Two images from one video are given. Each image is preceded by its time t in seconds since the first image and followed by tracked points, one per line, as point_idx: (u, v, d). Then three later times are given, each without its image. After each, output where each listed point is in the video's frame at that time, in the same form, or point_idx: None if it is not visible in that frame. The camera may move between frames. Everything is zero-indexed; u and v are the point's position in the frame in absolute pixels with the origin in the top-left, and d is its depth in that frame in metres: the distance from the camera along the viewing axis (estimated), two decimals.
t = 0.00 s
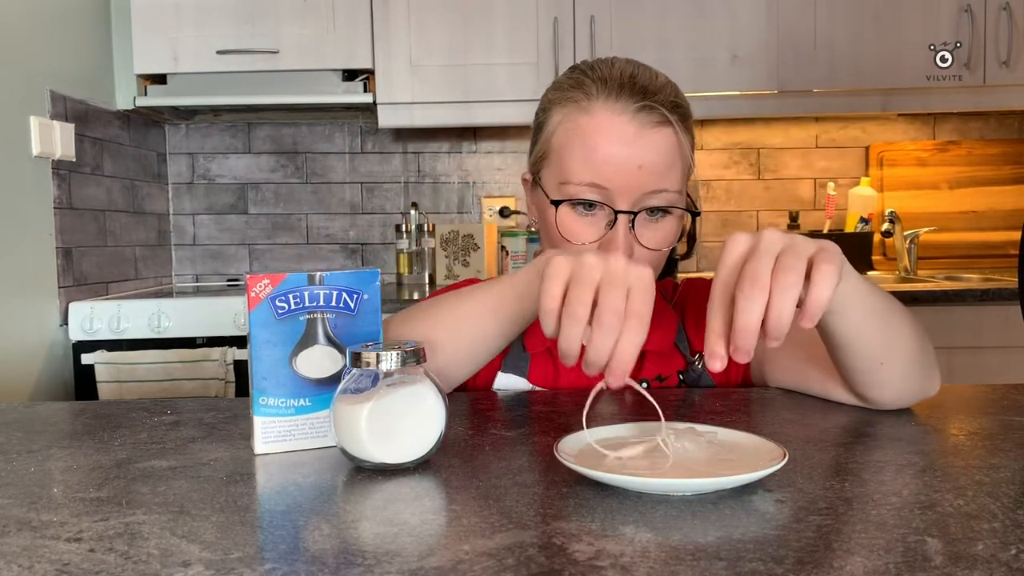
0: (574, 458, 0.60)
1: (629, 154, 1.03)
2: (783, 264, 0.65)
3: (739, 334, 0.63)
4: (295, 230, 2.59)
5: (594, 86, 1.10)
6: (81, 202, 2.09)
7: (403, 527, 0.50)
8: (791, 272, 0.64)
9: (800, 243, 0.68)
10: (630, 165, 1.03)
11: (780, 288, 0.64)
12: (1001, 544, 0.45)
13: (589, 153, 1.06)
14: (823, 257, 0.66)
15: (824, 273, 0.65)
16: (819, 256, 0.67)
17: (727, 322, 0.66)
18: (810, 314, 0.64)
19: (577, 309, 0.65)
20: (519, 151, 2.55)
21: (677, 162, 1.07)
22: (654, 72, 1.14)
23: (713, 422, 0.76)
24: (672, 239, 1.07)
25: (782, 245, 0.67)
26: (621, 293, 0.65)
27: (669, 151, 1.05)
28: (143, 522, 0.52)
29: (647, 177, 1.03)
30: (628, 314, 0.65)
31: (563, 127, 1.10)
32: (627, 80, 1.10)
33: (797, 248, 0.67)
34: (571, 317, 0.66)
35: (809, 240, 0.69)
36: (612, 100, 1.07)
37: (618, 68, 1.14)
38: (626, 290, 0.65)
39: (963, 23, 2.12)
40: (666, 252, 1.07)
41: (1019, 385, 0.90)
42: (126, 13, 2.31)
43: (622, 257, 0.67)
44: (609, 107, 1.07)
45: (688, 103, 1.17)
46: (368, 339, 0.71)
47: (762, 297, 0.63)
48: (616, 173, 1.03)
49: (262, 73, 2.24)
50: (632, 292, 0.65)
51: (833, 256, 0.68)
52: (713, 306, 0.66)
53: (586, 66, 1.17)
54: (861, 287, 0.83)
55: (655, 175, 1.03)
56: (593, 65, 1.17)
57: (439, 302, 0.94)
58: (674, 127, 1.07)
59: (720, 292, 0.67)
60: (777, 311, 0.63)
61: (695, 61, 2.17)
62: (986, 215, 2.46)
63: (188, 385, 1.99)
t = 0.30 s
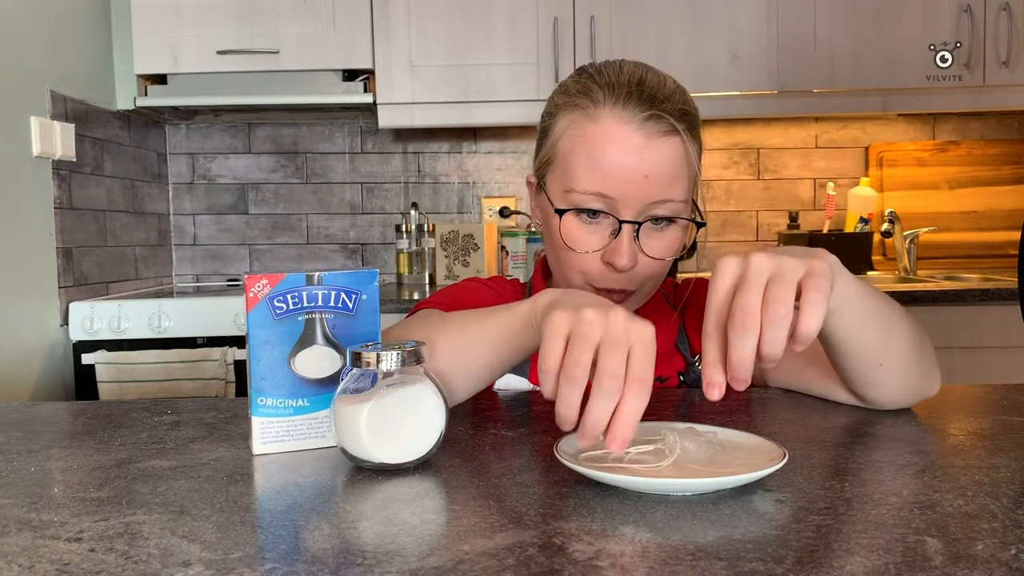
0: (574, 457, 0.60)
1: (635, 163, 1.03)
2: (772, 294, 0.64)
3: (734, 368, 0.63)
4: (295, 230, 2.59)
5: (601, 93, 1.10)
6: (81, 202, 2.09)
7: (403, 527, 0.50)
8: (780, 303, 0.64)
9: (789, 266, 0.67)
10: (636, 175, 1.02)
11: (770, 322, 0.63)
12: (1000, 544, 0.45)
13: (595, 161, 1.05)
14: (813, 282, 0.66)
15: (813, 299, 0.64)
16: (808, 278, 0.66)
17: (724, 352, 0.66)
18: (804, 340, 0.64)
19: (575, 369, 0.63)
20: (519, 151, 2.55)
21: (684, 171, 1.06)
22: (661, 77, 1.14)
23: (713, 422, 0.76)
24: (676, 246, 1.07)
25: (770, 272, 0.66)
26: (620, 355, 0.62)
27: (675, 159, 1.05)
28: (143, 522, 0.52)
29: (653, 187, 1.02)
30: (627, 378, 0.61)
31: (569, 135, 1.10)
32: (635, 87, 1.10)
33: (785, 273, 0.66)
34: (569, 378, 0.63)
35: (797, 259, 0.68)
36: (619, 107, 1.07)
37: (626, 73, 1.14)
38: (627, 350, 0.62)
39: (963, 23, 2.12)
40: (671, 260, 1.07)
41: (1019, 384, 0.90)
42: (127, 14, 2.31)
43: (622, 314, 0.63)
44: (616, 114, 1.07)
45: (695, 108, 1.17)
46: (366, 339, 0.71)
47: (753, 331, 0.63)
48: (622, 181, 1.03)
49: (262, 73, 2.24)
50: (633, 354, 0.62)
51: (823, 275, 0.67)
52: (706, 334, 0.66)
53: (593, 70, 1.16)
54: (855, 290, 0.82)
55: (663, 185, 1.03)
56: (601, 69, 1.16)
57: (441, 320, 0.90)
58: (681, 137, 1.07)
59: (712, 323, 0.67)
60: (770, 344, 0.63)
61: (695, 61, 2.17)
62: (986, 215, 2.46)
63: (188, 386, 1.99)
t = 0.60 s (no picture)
0: (575, 458, 0.60)
1: (635, 165, 1.03)
2: (776, 279, 0.65)
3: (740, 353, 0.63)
4: (296, 230, 2.59)
5: (602, 94, 1.10)
6: (81, 202, 2.09)
7: (403, 527, 0.50)
8: (785, 287, 0.64)
9: (791, 253, 0.67)
10: (636, 178, 1.02)
11: (775, 306, 0.63)
12: (1001, 544, 0.45)
13: (595, 164, 1.05)
14: (816, 269, 0.66)
15: (816, 284, 0.64)
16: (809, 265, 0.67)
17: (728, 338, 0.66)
18: (808, 325, 0.64)
19: (606, 391, 0.60)
20: (519, 151, 2.55)
21: (685, 173, 1.06)
22: (662, 77, 1.14)
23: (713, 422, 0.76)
24: (678, 248, 1.07)
25: (773, 258, 0.67)
26: (641, 363, 0.61)
27: (676, 162, 1.05)
28: (143, 522, 0.52)
29: (653, 190, 1.02)
30: (653, 386, 0.60)
31: (570, 138, 1.10)
32: (636, 88, 1.10)
33: (787, 260, 0.67)
34: (601, 401, 0.60)
35: (798, 247, 0.69)
36: (620, 109, 1.07)
37: (627, 74, 1.13)
38: (645, 357, 0.61)
39: (963, 23, 2.12)
40: (673, 261, 1.07)
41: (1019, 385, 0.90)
42: (127, 14, 2.31)
43: (632, 318, 0.63)
44: (617, 117, 1.07)
45: (697, 108, 1.17)
46: (366, 339, 0.71)
47: (758, 315, 0.63)
48: (622, 184, 1.03)
49: (262, 73, 2.24)
50: (651, 357, 0.61)
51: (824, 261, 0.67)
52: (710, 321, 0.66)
53: (594, 71, 1.16)
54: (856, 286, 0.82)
55: (663, 188, 1.03)
56: (602, 70, 1.16)
57: (442, 318, 0.90)
58: (682, 138, 1.06)
59: (716, 309, 0.66)
60: (776, 327, 0.63)
61: (695, 61, 2.17)
62: (986, 215, 2.46)
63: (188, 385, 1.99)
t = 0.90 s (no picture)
0: (575, 458, 0.60)
1: (636, 165, 1.03)
2: (781, 270, 0.65)
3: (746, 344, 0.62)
4: (296, 230, 2.59)
5: (604, 94, 1.10)
6: (81, 202, 2.09)
7: (403, 527, 0.50)
8: (791, 279, 0.64)
9: (797, 246, 0.68)
10: (638, 178, 1.02)
11: (781, 297, 0.63)
12: (1001, 544, 0.45)
13: (597, 164, 1.05)
14: (821, 261, 0.66)
15: (822, 278, 0.64)
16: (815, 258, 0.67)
17: (733, 331, 0.65)
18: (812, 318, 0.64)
19: (610, 379, 0.60)
20: (519, 151, 2.55)
21: (687, 174, 1.06)
22: (665, 78, 1.14)
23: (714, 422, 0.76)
24: (680, 248, 1.07)
25: (778, 252, 0.67)
26: (643, 352, 0.61)
27: (678, 162, 1.05)
28: (143, 522, 0.52)
29: (655, 190, 1.02)
30: (656, 374, 0.60)
31: (572, 139, 1.10)
32: (638, 89, 1.09)
33: (793, 252, 0.67)
34: (604, 389, 0.60)
35: (803, 241, 0.69)
36: (622, 110, 1.07)
37: (630, 74, 1.13)
38: (647, 348, 0.61)
39: (963, 23, 2.12)
40: (675, 261, 1.07)
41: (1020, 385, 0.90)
42: (127, 14, 2.32)
43: (633, 311, 0.63)
44: (619, 117, 1.07)
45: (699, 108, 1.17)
46: (365, 339, 0.71)
47: (764, 306, 0.63)
48: (623, 184, 1.03)
49: (262, 73, 2.24)
50: (654, 347, 0.61)
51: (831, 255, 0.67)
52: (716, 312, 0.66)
53: (597, 71, 1.16)
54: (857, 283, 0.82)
55: (665, 189, 1.03)
56: (605, 70, 1.16)
57: (442, 318, 0.90)
58: (684, 139, 1.06)
59: (722, 301, 0.66)
60: (782, 319, 0.63)
61: (696, 61, 2.17)
62: (986, 215, 2.46)
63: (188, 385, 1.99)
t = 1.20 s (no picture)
0: (575, 458, 0.60)
1: (632, 165, 1.03)
2: (786, 264, 0.65)
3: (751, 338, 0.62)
4: (296, 230, 2.59)
5: (600, 94, 1.10)
6: (81, 202, 2.09)
7: (403, 527, 0.50)
8: (795, 272, 0.64)
9: (800, 240, 0.68)
10: (634, 178, 1.02)
11: (785, 291, 0.63)
12: (1000, 544, 0.45)
13: (593, 163, 1.05)
14: (826, 255, 0.66)
15: (826, 272, 0.64)
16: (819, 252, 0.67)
17: (738, 324, 0.65)
18: (816, 313, 0.64)
19: (623, 397, 0.60)
20: (519, 151, 2.55)
21: (683, 172, 1.06)
22: (661, 77, 1.13)
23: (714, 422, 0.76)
24: (678, 247, 1.07)
25: (782, 246, 0.67)
26: (655, 369, 0.60)
27: (674, 161, 1.05)
28: (143, 522, 0.52)
29: (651, 189, 1.02)
30: (667, 393, 0.60)
31: (568, 139, 1.10)
32: (634, 88, 1.09)
33: (797, 246, 0.67)
34: (618, 406, 0.60)
35: (806, 234, 0.69)
36: (617, 109, 1.07)
37: (625, 73, 1.13)
38: (659, 364, 0.61)
39: (962, 22, 2.12)
40: (673, 259, 1.07)
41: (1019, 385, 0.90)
42: (127, 14, 2.32)
43: (645, 324, 0.62)
44: (614, 117, 1.06)
45: (696, 107, 1.17)
46: (366, 339, 0.71)
47: (769, 298, 0.63)
48: (619, 184, 1.03)
49: (263, 73, 2.24)
50: (665, 365, 0.61)
51: (834, 248, 0.67)
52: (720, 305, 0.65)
53: (593, 71, 1.16)
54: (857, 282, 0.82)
55: (660, 188, 1.03)
56: (601, 70, 1.16)
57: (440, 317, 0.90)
58: (680, 138, 1.06)
59: (726, 294, 0.66)
60: (786, 314, 0.63)
61: (695, 61, 2.17)
62: (986, 215, 2.46)
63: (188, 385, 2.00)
